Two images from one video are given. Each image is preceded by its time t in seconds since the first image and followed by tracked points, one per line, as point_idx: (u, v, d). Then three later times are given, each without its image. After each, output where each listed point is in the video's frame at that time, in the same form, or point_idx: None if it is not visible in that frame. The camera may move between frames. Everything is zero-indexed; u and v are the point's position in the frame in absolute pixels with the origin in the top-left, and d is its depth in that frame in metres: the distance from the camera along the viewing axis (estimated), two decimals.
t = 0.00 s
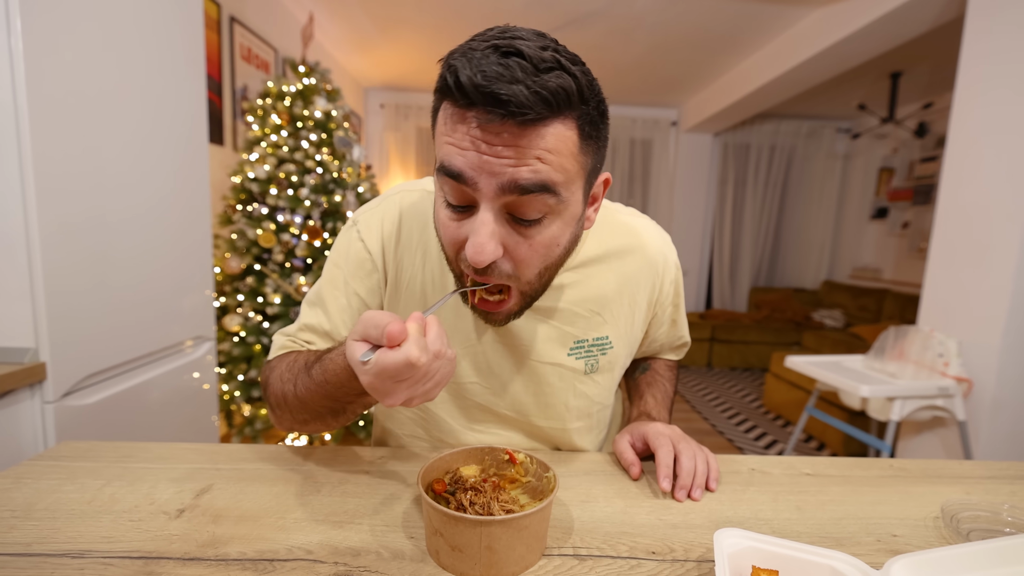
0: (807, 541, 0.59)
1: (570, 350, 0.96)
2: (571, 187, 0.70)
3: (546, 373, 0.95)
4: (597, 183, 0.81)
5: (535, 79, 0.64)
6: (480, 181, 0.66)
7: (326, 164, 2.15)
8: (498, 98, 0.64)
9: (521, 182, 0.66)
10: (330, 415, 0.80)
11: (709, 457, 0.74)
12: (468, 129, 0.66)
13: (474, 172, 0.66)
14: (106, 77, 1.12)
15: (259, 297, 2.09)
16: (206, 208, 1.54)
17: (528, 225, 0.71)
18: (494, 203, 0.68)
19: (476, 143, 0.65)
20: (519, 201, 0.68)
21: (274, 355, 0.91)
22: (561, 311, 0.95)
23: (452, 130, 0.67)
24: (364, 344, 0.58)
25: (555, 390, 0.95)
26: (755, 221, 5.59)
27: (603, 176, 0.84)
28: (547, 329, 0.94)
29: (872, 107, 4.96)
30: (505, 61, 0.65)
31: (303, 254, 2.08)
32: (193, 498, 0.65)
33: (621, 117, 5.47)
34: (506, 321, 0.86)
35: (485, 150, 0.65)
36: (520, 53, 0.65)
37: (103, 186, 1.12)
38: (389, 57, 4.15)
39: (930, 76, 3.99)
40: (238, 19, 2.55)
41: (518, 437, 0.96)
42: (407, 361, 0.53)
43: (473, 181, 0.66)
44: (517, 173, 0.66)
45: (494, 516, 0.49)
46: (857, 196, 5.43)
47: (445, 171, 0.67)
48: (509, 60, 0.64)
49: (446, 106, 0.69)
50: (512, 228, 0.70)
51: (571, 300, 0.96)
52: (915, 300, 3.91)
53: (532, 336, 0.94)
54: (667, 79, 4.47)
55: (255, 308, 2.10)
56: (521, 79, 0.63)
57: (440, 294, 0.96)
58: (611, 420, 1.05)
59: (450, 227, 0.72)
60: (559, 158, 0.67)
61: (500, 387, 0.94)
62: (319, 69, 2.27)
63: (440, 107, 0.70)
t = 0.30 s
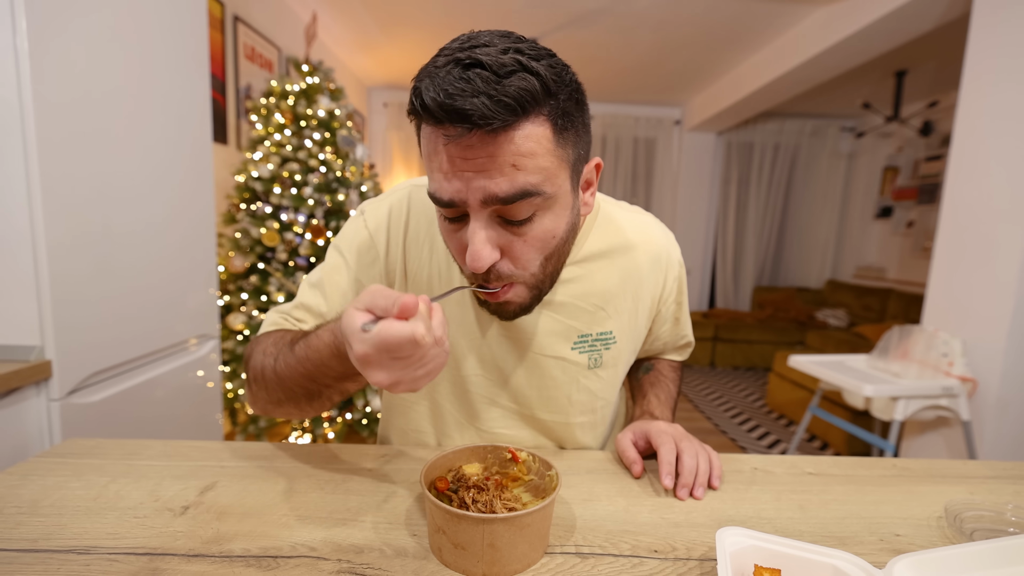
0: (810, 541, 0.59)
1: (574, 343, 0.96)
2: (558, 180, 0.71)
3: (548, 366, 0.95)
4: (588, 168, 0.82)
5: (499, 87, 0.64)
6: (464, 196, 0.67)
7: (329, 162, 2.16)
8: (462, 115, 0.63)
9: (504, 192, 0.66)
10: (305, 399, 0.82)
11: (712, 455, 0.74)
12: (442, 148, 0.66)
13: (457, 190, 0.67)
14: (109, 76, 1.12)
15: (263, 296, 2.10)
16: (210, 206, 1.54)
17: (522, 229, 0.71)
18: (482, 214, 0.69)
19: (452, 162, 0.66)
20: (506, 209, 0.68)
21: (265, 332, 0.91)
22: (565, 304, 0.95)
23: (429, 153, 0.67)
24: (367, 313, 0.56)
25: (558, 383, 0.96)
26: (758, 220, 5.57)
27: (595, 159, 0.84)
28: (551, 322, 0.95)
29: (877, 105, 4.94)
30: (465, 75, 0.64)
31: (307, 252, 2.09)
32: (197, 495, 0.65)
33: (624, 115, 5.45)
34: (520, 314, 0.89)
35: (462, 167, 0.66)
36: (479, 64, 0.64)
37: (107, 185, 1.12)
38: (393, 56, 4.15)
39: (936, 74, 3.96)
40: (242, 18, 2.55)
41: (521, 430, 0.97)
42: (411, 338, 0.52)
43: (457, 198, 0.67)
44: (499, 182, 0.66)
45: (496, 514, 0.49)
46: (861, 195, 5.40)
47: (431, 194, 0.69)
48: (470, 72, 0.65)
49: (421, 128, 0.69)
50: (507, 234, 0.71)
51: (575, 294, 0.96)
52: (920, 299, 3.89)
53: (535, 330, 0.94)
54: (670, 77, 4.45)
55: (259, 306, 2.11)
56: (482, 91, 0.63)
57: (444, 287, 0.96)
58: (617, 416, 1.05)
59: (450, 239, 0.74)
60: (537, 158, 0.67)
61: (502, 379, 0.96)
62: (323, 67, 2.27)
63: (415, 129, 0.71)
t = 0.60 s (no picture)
0: (815, 544, 0.59)
1: (578, 336, 0.96)
2: (591, 184, 0.73)
3: (553, 359, 0.96)
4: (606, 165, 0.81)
5: (546, 93, 0.65)
6: (507, 197, 0.68)
7: (333, 164, 2.16)
8: (513, 119, 0.64)
9: (547, 194, 0.68)
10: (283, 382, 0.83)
11: (718, 459, 0.74)
12: (487, 151, 0.67)
13: (500, 191, 0.68)
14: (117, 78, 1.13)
15: (267, 297, 2.11)
16: (214, 208, 1.55)
17: (557, 231, 0.74)
18: (522, 215, 0.70)
19: (498, 165, 0.67)
20: (546, 212, 0.70)
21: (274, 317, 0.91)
22: (571, 298, 0.96)
23: (471, 155, 0.67)
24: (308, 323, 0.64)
25: (562, 376, 0.96)
26: (761, 220, 5.56)
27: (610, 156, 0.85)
28: (555, 315, 0.95)
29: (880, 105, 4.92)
30: (512, 79, 0.65)
31: (311, 253, 2.09)
32: (203, 497, 0.65)
33: (627, 116, 5.45)
34: (537, 301, 0.87)
35: (508, 170, 0.67)
36: (526, 67, 0.65)
37: (114, 187, 1.13)
38: (396, 58, 4.15)
39: (938, 74, 3.95)
40: (246, 20, 2.56)
41: (526, 423, 0.97)
42: (316, 359, 0.57)
43: (500, 200, 0.68)
44: (544, 184, 0.68)
45: (502, 516, 0.49)
46: (864, 195, 5.39)
47: (472, 195, 0.69)
48: (516, 77, 0.65)
49: (458, 127, 0.69)
50: (543, 234, 0.73)
51: (581, 288, 0.96)
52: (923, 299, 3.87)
53: (540, 322, 0.95)
54: (673, 77, 4.45)
55: (263, 307, 2.11)
56: (532, 96, 0.64)
57: (451, 282, 0.97)
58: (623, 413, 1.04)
59: (482, 236, 0.75)
60: (579, 161, 0.69)
61: (507, 371, 0.96)
62: (326, 69, 2.27)
63: (451, 129, 0.70)
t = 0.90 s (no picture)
0: (820, 546, 0.59)
1: (579, 330, 0.97)
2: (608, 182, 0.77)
3: (554, 353, 0.97)
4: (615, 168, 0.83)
5: (580, 92, 0.68)
6: (535, 189, 0.71)
7: (335, 166, 2.16)
8: (551, 114, 0.67)
9: (573, 188, 0.71)
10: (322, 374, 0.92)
11: (723, 463, 0.73)
12: (521, 143, 0.69)
13: (530, 183, 0.70)
14: (119, 82, 1.13)
15: (269, 299, 2.11)
16: (215, 212, 1.55)
17: (575, 224, 0.77)
18: (546, 208, 0.73)
19: (532, 157, 0.69)
20: (570, 206, 0.73)
21: (319, 330, 0.97)
22: (572, 293, 0.97)
23: (504, 147, 0.69)
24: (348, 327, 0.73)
25: (564, 370, 0.97)
26: (762, 221, 5.56)
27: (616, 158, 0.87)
28: (557, 310, 0.96)
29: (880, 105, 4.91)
30: (549, 77, 0.68)
31: (312, 255, 2.10)
32: (206, 501, 0.65)
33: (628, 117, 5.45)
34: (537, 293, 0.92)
35: (541, 163, 0.69)
36: (562, 68, 0.68)
37: (117, 192, 1.13)
38: (396, 61, 4.16)
39: (938, 74, 3.95)
40: (249, 24, 2.57)
41: (530, 419, 0.97)
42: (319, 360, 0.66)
43: (529, 191, 0.71)
44: (571, 178, 0.70)
45: (506, 520, 0.49)
46: (864, 195, 5.38)
47: (502, 185, 0.71)
48: (552, 76, 0.68)
49: (490, 120, 0.71)
50: (563, 227, 0.76)
51: (583, 284, 0.97)
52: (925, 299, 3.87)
53: (541, 317, 0.96)
54: (673, 79, 4.45)
55: (265, 310, 2.11)
56: (569, 95, 0.67)
57: (455, 281, 0.98)
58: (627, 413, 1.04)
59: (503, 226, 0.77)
60: (603, 160, 0.72)
61: (510, 366, 0.97)
62: (328, 73, 2.27)
63: (482, 121, 0.72)
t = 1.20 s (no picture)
0: (823, 549, 0.59)
1: (579, 322, 0.98)
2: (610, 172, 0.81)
3: (554, 343, 0.98)
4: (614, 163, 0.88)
5: (588, 85, 0.73)
6: (545, 174, 0.74)
7: (335, 170, 2.17)
8: (562, 102, 0.71)
9: (580, 175, 0.74)
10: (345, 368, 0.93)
11: (727, 468, 0.73)
12: (533, 130, 0.73)
13: (539, 168, 0.74)
14: (121, 87, 1.13)
15: (269, 302, 2.12)
16: (216, 215, 1.55)
17: (580, 211, 0.80)
18: (554, 193, 0.76)
19: (542, 143, 0.73)
20: (576, 192, 0.77)
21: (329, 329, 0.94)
22: (572, 285, 0.97)
23: (516, 133, 0.73)
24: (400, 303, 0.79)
25: (563, 361, 0.98)
26: (763, 222, 5.56)
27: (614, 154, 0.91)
28: (557, 300, 0.97)
29: (880, 106, 4.92)
30: (560, 71, 0.73)
31: (313, 259, 2.10)
32: (208, 504, 0.65)
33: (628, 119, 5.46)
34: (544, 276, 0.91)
35: (551, 148, 0.73)
36: (572, 63, 0.74)
37: (118, 196, 1.13)
38: (396, 64, 4.17)
39: (938, 75, 3.95)
40: (249, 28, 2.58)
41: (530, 409, 0.98)
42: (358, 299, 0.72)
43: (539, 176, 0.74)
44: (578, 165, 0.74)
45: (508, 522, 0.49)
46: (865, 197, 5.38)
47: (514, 169, 0.74)
48: (562, 71, 0.73)
49: (502, 109, 0.74)
50: (569, 213, 0.79)
51: (583, 276, 0.98)
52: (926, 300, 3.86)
53: (541, 308, 0.97)
54: (673, 80, 4.46)
55: (266, 313, 2.12)
56: (579, 86, 0.72)
57: (458, 274, 0.99)
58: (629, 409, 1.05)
59: (512, 211, 0.80)
60: (607, 150, 0.76)
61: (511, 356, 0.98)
62: (329, 76, 2.28)
63: (495, 110, 0.76)
